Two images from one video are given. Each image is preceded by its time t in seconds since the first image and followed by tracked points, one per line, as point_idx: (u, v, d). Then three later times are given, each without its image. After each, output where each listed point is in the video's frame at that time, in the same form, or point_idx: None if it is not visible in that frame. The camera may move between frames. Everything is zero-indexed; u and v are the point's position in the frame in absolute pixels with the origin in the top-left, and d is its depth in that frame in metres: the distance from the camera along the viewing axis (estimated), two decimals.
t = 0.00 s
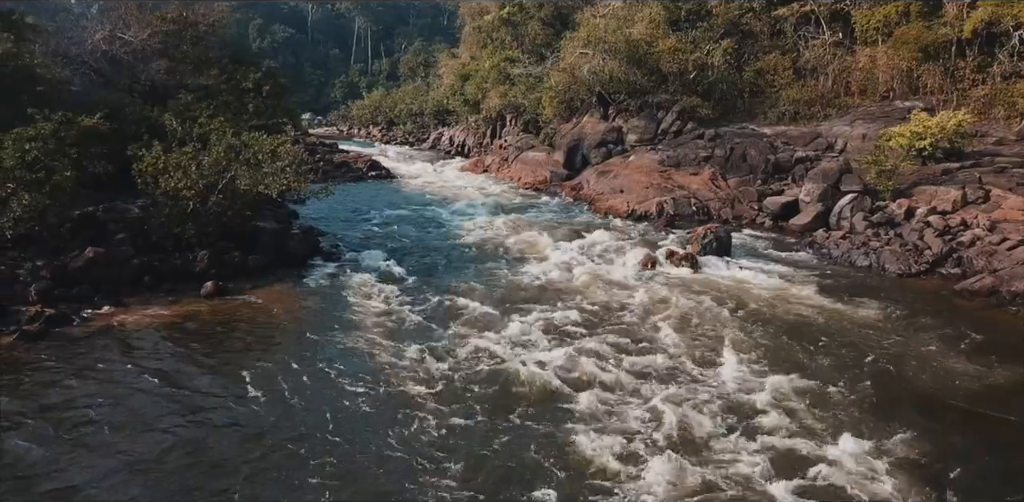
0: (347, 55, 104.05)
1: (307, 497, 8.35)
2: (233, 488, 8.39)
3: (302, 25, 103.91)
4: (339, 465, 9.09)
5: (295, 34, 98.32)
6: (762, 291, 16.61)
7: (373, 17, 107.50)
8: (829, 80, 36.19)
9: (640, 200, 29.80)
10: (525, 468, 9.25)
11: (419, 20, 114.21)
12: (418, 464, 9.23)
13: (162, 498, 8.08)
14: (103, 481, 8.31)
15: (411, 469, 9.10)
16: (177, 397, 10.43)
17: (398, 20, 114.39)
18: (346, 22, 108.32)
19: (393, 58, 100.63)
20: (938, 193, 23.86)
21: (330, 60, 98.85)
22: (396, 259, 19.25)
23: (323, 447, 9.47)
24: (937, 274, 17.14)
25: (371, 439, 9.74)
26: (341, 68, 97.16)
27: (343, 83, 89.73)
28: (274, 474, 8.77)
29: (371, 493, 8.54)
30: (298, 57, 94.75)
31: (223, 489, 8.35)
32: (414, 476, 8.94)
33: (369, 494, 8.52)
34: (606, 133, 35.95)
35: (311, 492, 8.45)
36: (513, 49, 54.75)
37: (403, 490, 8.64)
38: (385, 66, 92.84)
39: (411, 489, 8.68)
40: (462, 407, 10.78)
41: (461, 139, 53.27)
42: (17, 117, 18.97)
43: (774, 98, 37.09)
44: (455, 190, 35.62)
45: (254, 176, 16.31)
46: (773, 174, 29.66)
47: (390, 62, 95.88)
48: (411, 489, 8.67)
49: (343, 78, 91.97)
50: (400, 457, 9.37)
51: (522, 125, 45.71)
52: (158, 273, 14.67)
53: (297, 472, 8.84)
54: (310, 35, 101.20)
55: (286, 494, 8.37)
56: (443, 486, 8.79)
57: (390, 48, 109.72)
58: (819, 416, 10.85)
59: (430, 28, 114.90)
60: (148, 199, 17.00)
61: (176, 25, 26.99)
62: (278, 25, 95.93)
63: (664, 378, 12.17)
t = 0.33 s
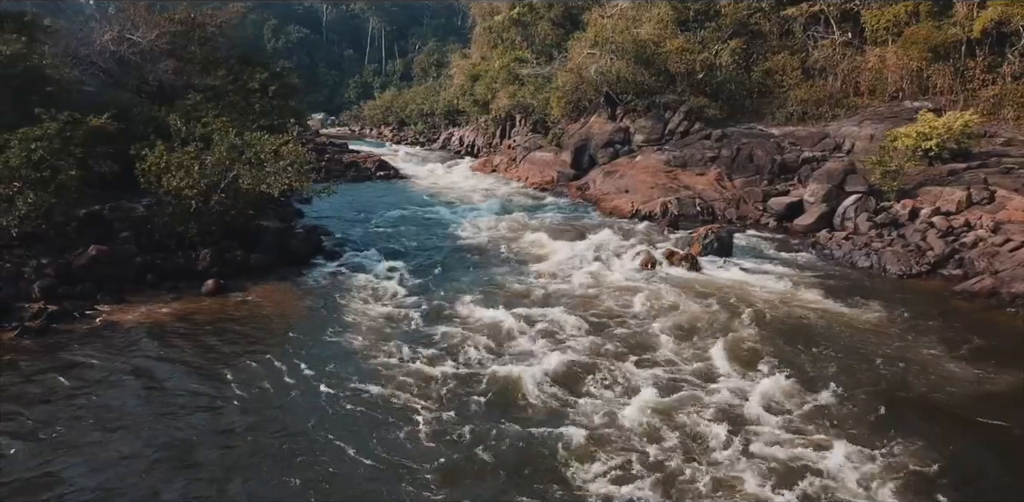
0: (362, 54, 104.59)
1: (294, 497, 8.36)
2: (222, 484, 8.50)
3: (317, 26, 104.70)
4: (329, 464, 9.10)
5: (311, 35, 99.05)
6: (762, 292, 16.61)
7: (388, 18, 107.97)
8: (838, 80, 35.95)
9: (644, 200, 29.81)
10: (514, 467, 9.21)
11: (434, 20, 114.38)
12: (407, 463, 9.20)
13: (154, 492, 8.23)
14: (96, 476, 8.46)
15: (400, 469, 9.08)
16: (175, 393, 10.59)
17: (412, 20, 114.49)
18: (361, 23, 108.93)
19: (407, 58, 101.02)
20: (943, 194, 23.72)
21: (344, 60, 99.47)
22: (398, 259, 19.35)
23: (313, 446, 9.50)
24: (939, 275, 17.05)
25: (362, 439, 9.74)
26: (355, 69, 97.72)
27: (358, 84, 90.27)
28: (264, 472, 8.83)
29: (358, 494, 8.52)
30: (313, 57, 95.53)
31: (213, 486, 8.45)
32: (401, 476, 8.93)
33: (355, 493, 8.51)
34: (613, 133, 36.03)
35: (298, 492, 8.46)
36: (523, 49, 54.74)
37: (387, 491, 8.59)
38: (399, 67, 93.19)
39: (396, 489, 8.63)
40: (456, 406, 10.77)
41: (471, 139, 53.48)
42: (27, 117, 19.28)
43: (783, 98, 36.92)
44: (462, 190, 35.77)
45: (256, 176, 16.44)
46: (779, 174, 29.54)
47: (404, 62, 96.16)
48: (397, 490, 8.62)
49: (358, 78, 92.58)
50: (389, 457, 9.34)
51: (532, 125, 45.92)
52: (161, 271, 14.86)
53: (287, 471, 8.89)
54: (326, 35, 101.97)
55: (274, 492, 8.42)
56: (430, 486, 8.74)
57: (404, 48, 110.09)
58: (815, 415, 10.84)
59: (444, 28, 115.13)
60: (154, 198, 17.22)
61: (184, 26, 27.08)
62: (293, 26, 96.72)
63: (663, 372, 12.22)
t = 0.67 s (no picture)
0: (375, 54, 105.05)
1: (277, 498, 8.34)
2: (214, 480, 8.62)
3: (331, 26, 105.40)
4: (315, 463, 9.11)
5: (325, 35, 99.68)
6: (762, 292, 16.64)
7: (401, 18, 108.35)
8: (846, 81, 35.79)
9: (649, 201, 29.80)
10: (498, 471, 9.13)
11: (447, 20, 114.57)
12: (392, 465, 9.16)
13: (146, 488, 8.37)
14: (89, 471, 8.61)
15: (384, 472, 9.01)
16: (173, 389, 10.75)
17: (426, 20, 114.71)
18: (375, 24, 109.44)
19: (420, 58, 101.32)
20: (948, 194, 23.57)
21: (358, 60, 100.04)
22: (399, 258, 19.44)
23: (300, 446, 9.50)
24: (940, 276, 16.98)
25: (347, 441, 9.67)
26: (369, 69, 98.23)
27: (372, 84, 90.90)
28: (255, 468, 8.93)
29: (340, 496, 8.46)
30: (326, 57, 96.14)
31: (204, 482, 8.55)
32: (385, 478, 8.86)
33: (338, 495, 8.47)
34: (620, 133, 36.07)
35: (280, 493, 8.44)
36: (533, 50, 54.79)
37: (370, 493, 8.53)
38: (412, 67, 93.47)
39: (378, 492, 8.56)
40: (444, 407, 10.70)
41: (480, 140, 53.61)
42: (34, 117, 19.54)
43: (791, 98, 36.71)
44: (470, 190, 35.89)
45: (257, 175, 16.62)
46: (785, 175, 29.44)
47: (418, 62, 96.43)
48: (380, 493, 8.55)
49: (371, 79, 93.11)
50: (373, 459, 9.27)
51: (542, 125, 46.02)
52: (164, 269, 15.05)
53: (272, 470, 8.90)
54: (340, 35, 102.63)
55: (259, 492, 8.46)
56: (413, 488, 8.67)
57: (417, 48, 110.34)
58: (809, 415, 10.84)
59: (457, 29, 115.27)
60: (158, 197, 17.44)
61: (192, 27, 27.27)
62: (307, 26, 97.37)
63: (659, 371, 12.27)
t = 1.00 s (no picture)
0: (389, 55, 105.47)
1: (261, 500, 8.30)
2: (206, 474, 8.75)
3: (345, 27, 106.06)
4: (301, 465, 9.08)
5: (339, 36, 100.26)
6: (761, 292, 16.65)
7: (415, 19, 108.57)
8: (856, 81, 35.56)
9: (653, 201, 29.78)
10: (488, 471, 9.13)
11: (461, 20, 114.52)
12: (377, 466, 9.12)
13: (138, 481, 8.52)
14: (82, 465, 8.76)
15: (369, 474, 8.95)
16: (170, 385, 10.92)
17: (439, 20, 114.67)
18: (389, 24, 109.94)
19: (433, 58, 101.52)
20: (953, 195, 23.42)
21: (371, 61, 100.55)
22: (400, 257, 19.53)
23: (289, 446, 9.50)
24: (941, 277, 16.91)
25: (334, 443, 9.62)
26: (382, 69, 98.74)
27: (386, 84, 91.59)
28: (247, 463, 9.05)
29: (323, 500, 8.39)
30: (340, 57, 96.68)
31: (194, 477, 8.66)
32: (368, 480, 8.82)
33: (324, 495, 8.46)
34: (626, 133, 36.05)
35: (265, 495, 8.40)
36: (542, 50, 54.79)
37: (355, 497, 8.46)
38: (426, 68, 93.63)
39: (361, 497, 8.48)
40: (435, 409, 10.64)
41: (490, 140, 53.66)
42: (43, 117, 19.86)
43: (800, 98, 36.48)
44: (477, 190, 35.99)
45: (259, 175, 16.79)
46: (791, 175, 29.30)
47: (431, 63, 96.65)
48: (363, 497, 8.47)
49: (385, 79, 93.72)
50: (358, 464, 9.18)
51: (551, 126, 46.06)
52: (166, 267, 15.24)
53: (258, 470, 8.90)
54: (354, 36, 103.22)
55: (245, 491, 8.46)
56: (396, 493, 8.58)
57: (431, 48, 110.39)
58: (803, 415, 10.85)
59: (470, 29, 115.27)
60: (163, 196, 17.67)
61: (200, 28, 27.26)
62: (321, 27, 97.98)
63: (655, 370, 12.30)
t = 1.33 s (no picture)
0: (402, 55, 105.94)
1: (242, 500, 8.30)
2: (196, 468, 8.89)
3: (359, 27, 106.83)
4: (285, 466, 9.07)
5: (353, 36, 100.96)
6: (760, 293, 16.66)
7: (428, 19, 108.91)
8: (864, 81, 35.40)
9: (657, 201, 29.80)
10: (474, 470, 9.16)
11: (475, 20, 114.70)
12: (360, 468, 9.09)
13: (129, 473, 8.69)
14: (75, 458, 8.93)
15: (351, 476, 8.93)
16: (168, 381, 11.10)
17: (453, 20, 114.83)
18: (402, 24, 110.52)
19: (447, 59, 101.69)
20: (957, 195, 23.37)
21: (385, 61, 101.14)
22: (402, 257, 19.65)
23: (278, 444, 9.57)
24: (941, 278, 16.91)
25: (319, 445, 9.60)
26: (396, 69, 99.27)
27: (399, 84, 92.15)
28: (238, 458, 9.18)
29: None
30: (354, 58, 97.35)
31: (185, 472, 8.79)
32: (350, 482, 8.80)
33: (310, 494, 8.51)
34: (633, 133, 36.08)
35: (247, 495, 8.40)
36: (552, 50, 54.87)
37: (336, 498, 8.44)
38: (439, 68, 93.88)
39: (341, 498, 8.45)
40: (425, 411, 10.63)
41: (499, 140, 53.72)
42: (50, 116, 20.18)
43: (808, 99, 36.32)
44: (485, 190, 36.08)
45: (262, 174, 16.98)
46: (797, 176, 29.17)
47: (444, 63, 96.88)
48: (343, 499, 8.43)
49: (399, 79, 94.38)
50: (341, 466, 9.15)
51: (560, 126, 46.08)
52: (168, 266, 15.44)
53: (243, 470, 8.92)
54: (368, 36, 103.94)
55: (229, 490, 8.50)
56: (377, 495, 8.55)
57: (444, 49, 110.46)
58: (797, 414, 10.88)
59: (483, 29, 115.33)
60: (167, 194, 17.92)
61: (207, 29, 27.20)
62: (335, 28, 98.74)
63: (652, 370, 12.34)
